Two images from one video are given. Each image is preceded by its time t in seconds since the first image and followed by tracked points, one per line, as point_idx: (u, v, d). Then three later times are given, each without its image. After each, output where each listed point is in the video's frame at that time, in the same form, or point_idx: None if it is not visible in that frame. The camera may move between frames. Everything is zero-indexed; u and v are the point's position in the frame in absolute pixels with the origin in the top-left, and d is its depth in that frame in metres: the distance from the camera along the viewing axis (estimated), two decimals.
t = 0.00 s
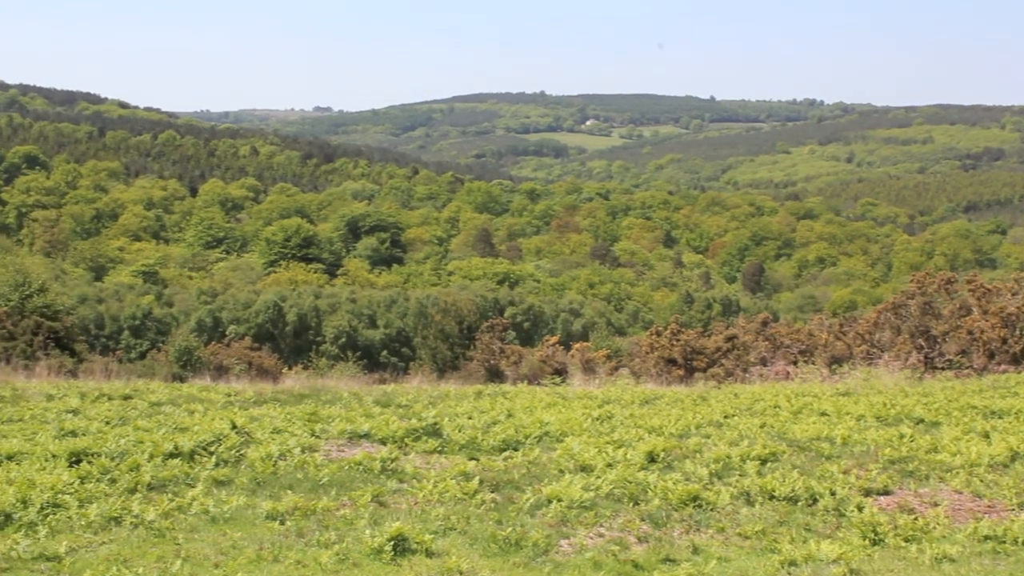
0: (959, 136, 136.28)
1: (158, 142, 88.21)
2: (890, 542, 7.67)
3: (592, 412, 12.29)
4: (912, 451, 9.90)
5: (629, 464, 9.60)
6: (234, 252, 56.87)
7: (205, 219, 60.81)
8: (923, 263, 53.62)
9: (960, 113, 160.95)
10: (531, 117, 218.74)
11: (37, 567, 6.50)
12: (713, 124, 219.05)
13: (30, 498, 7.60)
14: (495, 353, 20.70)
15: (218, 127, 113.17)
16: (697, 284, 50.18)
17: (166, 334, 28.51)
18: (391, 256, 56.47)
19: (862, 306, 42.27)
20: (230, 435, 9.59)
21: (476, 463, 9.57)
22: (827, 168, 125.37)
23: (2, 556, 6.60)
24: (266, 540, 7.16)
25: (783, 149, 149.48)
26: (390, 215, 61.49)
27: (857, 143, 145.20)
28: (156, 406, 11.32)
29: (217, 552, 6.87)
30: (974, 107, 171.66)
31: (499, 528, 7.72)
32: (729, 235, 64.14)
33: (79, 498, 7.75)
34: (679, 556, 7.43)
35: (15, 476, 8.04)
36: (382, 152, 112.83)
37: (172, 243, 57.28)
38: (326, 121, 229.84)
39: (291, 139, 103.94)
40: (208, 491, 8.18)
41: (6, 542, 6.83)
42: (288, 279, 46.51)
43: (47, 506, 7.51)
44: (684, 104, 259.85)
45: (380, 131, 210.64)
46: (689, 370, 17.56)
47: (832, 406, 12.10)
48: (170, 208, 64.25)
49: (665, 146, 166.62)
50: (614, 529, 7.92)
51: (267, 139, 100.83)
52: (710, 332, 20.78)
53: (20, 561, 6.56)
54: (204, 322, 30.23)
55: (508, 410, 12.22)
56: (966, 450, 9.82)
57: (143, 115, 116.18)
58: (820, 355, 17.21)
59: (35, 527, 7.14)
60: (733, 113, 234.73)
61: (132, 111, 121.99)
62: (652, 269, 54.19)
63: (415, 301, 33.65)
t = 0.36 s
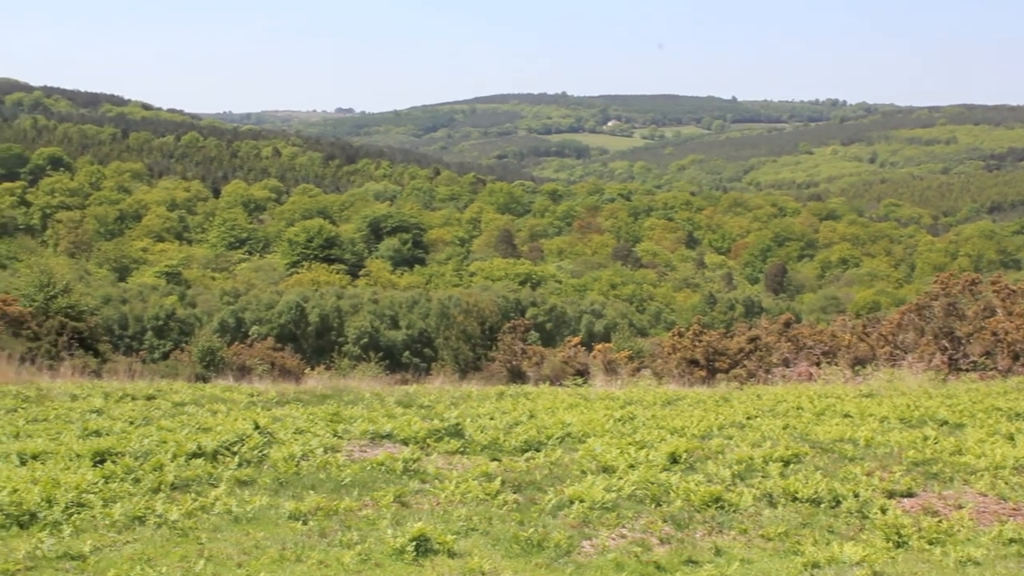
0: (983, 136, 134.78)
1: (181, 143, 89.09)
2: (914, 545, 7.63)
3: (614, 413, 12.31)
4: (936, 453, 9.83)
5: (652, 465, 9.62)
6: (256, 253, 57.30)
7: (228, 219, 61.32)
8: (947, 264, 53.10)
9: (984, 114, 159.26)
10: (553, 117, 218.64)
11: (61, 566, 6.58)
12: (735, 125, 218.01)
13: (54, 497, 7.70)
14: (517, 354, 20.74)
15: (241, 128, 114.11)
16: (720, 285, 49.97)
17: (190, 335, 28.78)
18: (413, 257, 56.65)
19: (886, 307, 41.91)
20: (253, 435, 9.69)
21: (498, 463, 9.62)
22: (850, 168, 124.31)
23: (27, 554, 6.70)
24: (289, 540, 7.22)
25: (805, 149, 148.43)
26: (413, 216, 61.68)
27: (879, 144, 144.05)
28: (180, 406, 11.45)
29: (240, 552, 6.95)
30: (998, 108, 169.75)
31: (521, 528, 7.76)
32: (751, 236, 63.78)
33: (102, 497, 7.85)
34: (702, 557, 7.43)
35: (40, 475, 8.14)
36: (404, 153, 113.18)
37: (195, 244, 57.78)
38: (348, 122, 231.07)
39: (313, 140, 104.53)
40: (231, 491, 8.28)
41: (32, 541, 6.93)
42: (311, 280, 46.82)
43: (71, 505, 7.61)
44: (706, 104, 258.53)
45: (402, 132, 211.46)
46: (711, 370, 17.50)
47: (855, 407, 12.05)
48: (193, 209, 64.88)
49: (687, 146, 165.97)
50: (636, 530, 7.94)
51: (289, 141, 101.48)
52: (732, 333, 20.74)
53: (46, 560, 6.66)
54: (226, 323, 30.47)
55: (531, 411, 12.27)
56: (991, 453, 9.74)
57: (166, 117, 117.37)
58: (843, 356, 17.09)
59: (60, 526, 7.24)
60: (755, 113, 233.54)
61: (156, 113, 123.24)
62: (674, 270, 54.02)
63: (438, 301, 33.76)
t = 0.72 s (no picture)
0: None
1: (218, 145, 90.40)
2: (954, 547, 7.57)
3: (650, 414, 12.32)
4: (976, 455, 9.73)
5: (688, 466, 9.63)
6: (293, 254, 57.93)
7: (266, 221, 62.07)
8: (988, 264, 52.18)
9: None
10: (588, 117, 218.18)
11: (102, 564, 6.69)
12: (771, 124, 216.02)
13: (95, 496, 7.83)
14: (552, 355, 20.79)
15: (277, 131, 115.47)
16: (756, 285, 49.55)
17: (227, 335, 29.22)
18: (449, 258, 56.91)
19: (925, 308, 41.30)
20: (290, 435, 9.86)
21: (533, 464, 9.69)
22: (888, 168, 122.55)
23: (69, 551, 6.82)
24: (326, 540, 7.32)
25: (843, 149, 146.59)
26: (448, 217, 61.96)
27: (917, 142, 141.97)
28: (217, 406, 11.68)
29: (278, 551, 7.03)
30: None
31: (556, 530, 7.82)
32: (788, 236, 63.14)
33: (142, 496, 7.99)
34: (739, 559, 7.44)
35: (81, 474, 8.30)
36: (439, 154, 113.59)
37: (232, 245, 58.58)
38: (383, 123, 232.64)
39: (348, 142, 105.34)
40: (268, 491, 8.41)
41: (74, 538, 7.05)
42: (348, 281, 47.25)
43: (111, 504, 7.74)
44: (743, 104, 256.25)
45: (437, 133, 212.32)
46: (747, 371, 17.41)
47: (893, 409, 11.95)
48: (231, 211, 65.78)
49: (722, 146, 164.74)
50: (672, 532, 7.96)
51: (325, 142, 102.39)
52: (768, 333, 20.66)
53: (86, 557, 6.77)
54: (263, 323, 30.80)
55: (566, 412, 12.33)
56: None
57: (204, 118, 119.07)
58: (881, 357, 16.91)
59: (100, 524, 7.35)
60: (791, 113, 231.30)
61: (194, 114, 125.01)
62: (711, 271, 53.65)
63: (473, 302, 33.89)
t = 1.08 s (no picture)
0: None
1: (249, 146, 91.55)
2: (986, 550, 7.52)
3: (680, 415, 12.32)
4: (1010, 457, 9.63)
5: (717, 467, 9.63)
6: (323, 254, 58.37)
7: (296, 222, 62.65)
8: (1022, 265, 51.44)
9: None
10: (618, 118, 217.54)
11: (134, 563, 6.73)
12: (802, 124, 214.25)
13: (126, 495, 7.88)
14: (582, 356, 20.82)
15: (307, 132, 116.67)
16: (786, 286, 49.17)
17: (258, 335, 29.59)
18: (478, 258, 57.09)
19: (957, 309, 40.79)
20: (319, 436, 9.98)
21: (562, 465, 9.74)
22: (920, 167, 121.12)
23: (100, 550, 6.86)
24: (355, 540, 7.36)
25: (874, 148, 144.96)
26: (477, 218, 62.15)
27: (951, 142, 140.06)
28: (248, 406, 11.86)
29: (307, 551, 7.07)
30: None
31: (586, 530, 7.86)
32: (819, 236, 62.59)
33: (172, 496, 8.04)
34: (769, 561, 7.44)
35: (112, 474, 8.37)
36: (469, 154, 113.98)
37: (263, 246, 59.20)
38: (412, 124, 233.86)
39: (378, 143, 106.06)
40: (297, 491, 8.48)
41: (104, 537, 7.09)
42: (377, 281, 47.58)
43: (142, 504, 7.78)
44: (773, 104, 254.37)
45: (466, 134, 212.98)
46: (777, 372, 17.31)
47: (924, 410, 11.86)
48: (261, 212, 66.49)
49: (753, 146, 163.61)
50: (702, 533, 7.98)
51: (355, 143, 103.18)
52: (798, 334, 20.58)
53: (118, 557, 6.80)
54: (293, 324, 31.03)
55: (595, 413, 12.34)
56: None
57: (236, 120, 120.71)
58: (912, 358, 16.75)
59: (131, 524, 7.40)
60: (823, 113, 229.12)
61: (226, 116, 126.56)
62: (741, 271, 53.32)
63: (502, 303, 34.00)
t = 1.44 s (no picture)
0: None
1: (274, 147, 92.48)
2: (1014, 553, 7.46)
3: (704, 416, 12.32)
4: None
5: (743, 469, 9.63)
6: (348, 255, 58.72)
7: (321, 222, 63.09)
8: None
9: None
10: (642, 119, 217.03)
11: (160, 561, 6.82)
12: (827, 124, 212.76)
13: (152, 494, 7.96)
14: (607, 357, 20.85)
15: (332, 133, 117.56)
16: (812, 287, 48.86)
17: (283, 335, 29.85)
18: (503, 259, 57.21)
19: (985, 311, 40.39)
20: (344, 436, 10.09)
21: (587, 466, 9.78)
22: (948, 167, 119.85)
23: (127, 548, 6.94)
24: (380, 540, 7.43)
25: (901, 149, 143.50)
26: (502, 219, 62.31)
27: (979, 142, 138.42)
28: (273, 406, 12.01)
29: (332, 551, 7.14)
30: None
31: (610, 532, 7.90)
32: (845, 236, 62.13)
33: (198, 495, 8.13)
34: (794, 563, 7.43)
35: (139, 473, 8.47)
36: (494, 155, 114.26)
37: (288, 247, 59.68)
38: (437, 125, 234.77)
39: (403, 143, 106.61)
40: (323, 491, 8.57)
41: (131, 536, 7.18)
42: (402, 282, 47.85)
43: (169, 503, 7.88)
44: (800, 104, 252.51)
45: (491, 135, 213.35)
46: (803, 373, 17.20)
47: (951, 412, 11.77)
48: (287, 213, 67.07)
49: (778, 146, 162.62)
50: (727, 535, 7.99)
51: (380, 144, 103.79)
52: (824, 336, 20.51)
53: (144, 555, 6.89)
54: (318, 324, 31.23)
55: (619, 414, 12.37)
56: None
57: (262, 122, 121.94)
58: (940, 359, 16.61)
59: (157, 522, 7.49)
60: (849, 113, 227.26)
61: (252, 118, 127.81)
62: (766, 272, 53.07)
63: (527, 304, 34.06)
